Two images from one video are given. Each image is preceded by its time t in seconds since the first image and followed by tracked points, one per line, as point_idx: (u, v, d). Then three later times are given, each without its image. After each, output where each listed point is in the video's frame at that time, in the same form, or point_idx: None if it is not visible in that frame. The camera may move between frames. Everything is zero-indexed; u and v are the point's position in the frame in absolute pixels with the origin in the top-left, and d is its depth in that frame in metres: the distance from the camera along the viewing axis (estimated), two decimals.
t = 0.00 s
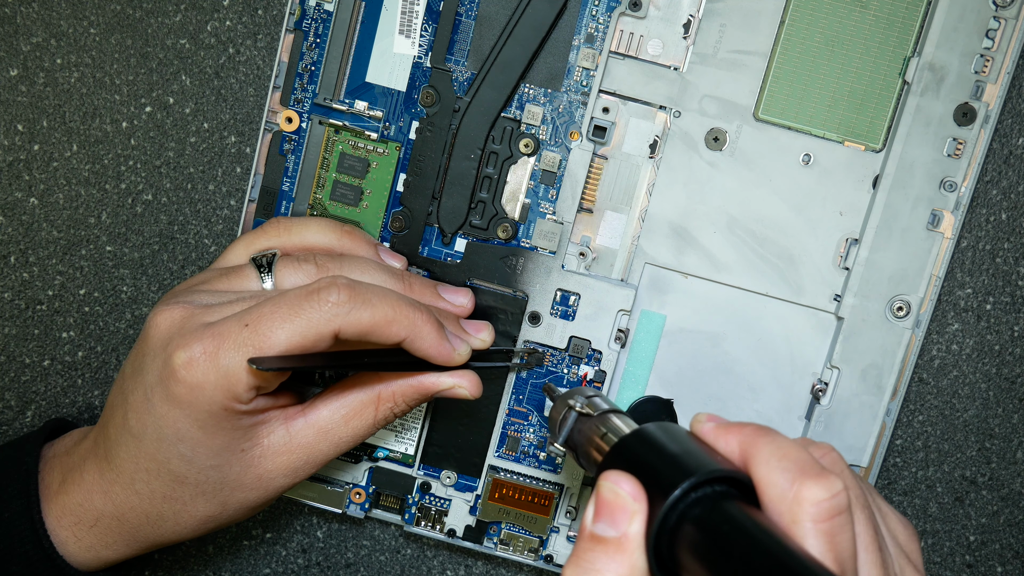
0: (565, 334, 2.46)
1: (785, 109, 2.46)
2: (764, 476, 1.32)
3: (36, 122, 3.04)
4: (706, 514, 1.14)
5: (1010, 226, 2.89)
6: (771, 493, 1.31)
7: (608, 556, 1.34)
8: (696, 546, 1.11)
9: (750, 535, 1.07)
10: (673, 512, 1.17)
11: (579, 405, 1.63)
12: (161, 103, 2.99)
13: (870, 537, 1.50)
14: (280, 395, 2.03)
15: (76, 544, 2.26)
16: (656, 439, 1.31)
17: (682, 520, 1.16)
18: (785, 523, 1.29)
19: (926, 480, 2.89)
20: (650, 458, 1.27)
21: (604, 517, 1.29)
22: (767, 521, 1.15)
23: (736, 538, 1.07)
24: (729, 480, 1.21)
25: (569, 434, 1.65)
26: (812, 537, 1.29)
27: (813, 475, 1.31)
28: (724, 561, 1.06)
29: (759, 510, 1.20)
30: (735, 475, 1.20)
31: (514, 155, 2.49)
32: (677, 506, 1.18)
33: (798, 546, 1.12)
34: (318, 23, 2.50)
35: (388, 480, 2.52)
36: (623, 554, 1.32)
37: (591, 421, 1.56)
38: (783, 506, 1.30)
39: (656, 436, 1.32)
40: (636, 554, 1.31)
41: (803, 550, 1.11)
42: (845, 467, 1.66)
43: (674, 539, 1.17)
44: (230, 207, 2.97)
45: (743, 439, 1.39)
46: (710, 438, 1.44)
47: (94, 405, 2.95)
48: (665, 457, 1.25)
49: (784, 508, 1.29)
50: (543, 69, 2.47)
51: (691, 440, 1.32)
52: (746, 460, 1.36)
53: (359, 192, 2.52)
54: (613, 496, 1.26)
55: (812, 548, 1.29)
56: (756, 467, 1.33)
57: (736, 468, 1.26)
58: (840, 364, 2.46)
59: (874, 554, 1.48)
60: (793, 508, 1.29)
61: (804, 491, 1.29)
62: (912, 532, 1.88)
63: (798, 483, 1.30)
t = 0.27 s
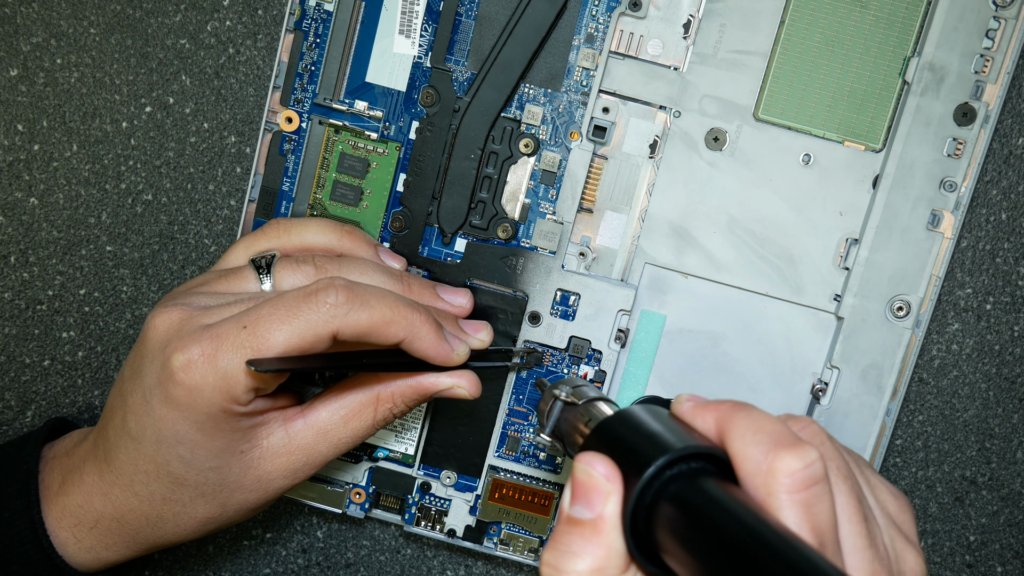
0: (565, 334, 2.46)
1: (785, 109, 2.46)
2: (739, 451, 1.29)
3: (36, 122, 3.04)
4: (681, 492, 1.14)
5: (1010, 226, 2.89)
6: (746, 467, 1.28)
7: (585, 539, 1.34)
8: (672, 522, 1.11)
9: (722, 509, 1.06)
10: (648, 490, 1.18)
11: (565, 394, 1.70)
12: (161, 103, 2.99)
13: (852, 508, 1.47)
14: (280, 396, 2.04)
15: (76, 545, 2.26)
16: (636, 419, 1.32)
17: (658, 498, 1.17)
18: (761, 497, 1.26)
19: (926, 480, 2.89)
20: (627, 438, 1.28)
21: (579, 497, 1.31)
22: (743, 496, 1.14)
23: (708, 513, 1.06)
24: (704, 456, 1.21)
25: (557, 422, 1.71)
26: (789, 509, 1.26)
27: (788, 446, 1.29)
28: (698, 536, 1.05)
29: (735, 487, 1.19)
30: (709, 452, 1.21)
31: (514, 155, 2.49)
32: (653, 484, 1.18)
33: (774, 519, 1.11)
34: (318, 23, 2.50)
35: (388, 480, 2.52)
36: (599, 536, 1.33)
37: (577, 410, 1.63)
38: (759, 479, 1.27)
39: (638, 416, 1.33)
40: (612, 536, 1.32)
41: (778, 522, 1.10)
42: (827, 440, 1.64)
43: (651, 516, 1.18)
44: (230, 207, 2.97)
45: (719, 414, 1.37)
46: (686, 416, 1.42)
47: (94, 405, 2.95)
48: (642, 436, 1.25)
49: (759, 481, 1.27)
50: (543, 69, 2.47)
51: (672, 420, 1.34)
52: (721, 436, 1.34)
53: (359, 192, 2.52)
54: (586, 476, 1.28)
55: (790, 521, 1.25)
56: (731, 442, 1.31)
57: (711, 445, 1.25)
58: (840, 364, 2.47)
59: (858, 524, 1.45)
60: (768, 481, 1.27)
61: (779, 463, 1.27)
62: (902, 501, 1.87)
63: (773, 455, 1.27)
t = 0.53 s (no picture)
0: (565, 334, 2.46)
1: (785, 109, 2.47)
2: (753, 440, 1.30)
3: (36, 122, 3.04)
4: (698, 481, 1.15)
5: (1010, 226, 2.89)
6: (762, 456, 1.29)
7: (605, 529, 1.34)
8: (689, 511, 1.12)
9: (739, 497, 1.07)
10: (666, 480, 1.19)
11: (579, 385, 1.74)
12: (161, 103, 2.99)
13: (868, 496, 1.48)
14: (279, 397, 2.04)
15: (77, 546, 2.26)
16: (651, 409, 1.35)
17: (675, 487, 1.18)
18: (778, 485, 1.27)
19: (926, 480, 2.89)
20: (643, 428, 1.30)
21: (598, 487, 1.31)
22: (759, 484, 1.15)
23: (724, 501, 1.07)
24: (719, 445, 1.23)
25: (570, 413, 1.75)
26: (806, 497, 1.27)
27: (803, 435, 1.29)
28: (715, 524, 1.06)
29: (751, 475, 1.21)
30: (725, 441, 1.22)
31: (514, 155, 2.49)
32: (670, 473, 1.20)
33: (791, 508, 1.11)
34: (318, 23, 2.51)
35: (388, 480, 2.52)
36: (619, 526, 1.33)
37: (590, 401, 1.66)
38: (774, 468, 1.28)
39: (651, 407, 1.34)
40: (633, 525, 1.32)
41: (795, 510, 1.10)
42: (841, 430, 1.65)
43: (669, 506, 1.19)
44: (230, 207, 2.97)
45: (733, 405, 1.39)
46: (703, 408, 1.44)
47: (94, 405, 2.95)
48: (657, 426, 1.28)
49: (775, 470, 1.28)
50: (543, 69, 2.47)
51: (687, 410, 1.36)
52: (736, 425, 1.35)
53: (359, 191, 2.52)
54: (606, 466, 1.29)
55: (806, 508, 1.26)
56: (746, 431, 1.32)
57: (727, 434, 1.27)
58: (840, 364, 2.47)
59: (873, 512, 1.46)
60: (784, 469, 1.27)
61: (794, 452, 1.27)
62: (913, 488, 1.87)
63: (788, 444, 1.28)
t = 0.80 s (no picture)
0: (565, 334, 2.46)
1: (785, 109, 2.47)
2: (766, 438, 1.32)
3: (36, 122, 3.04)
4: (713, 480, 1.15)
5: (1010, 226, 2.89)
6: (775, 453, 1.31)
7: (622, 532, 1.34)
8: (706, 511, 1.12)
9: (758, 495, 1.07)
10: (680, 481, 1.19)
11: (582, 388, 1.74)
12: (161, 103, 2.99)
13: (879, 490, 1.49)
14: (278, 398, 2.04)
15: (78, 547, 2.27)
16: (659, 410, 1.34)
17: (690, 487, 1.18)
18: (793, 482, 1.28)
19: (926, 480, 2.89)
20: (654, 429, 1.30)
21: (613, 491, 1.30)
22: (774, 481, 1.15)
23: (743, 499, 1.07)
24: (731, 445, 1.23)
25: (575, 415, 1.74)
26: (821, 493, 1.28)
27: (816, 431, 1.31)
28: (734, 523, 1.06)
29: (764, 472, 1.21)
30: (737, 439, 1.22)
31: (514, 155, 2.49)
32: (684, 474, 1.19)
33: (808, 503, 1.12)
34: (318, 23, 2.51)
35: (388, 480, 2.52)
36: (636, 528, 1.32)
37: (595, 403, 1.66)
38: (789, 466, 1.30)
39: (660, 407, 1.34)
40: (650, 526, 1.32)
41: (812, 506, 1.11)
42: (849, 425, 1.67)
43: (684, 506, 1.18)
44: (230, 207, 2.97)
45: (743, 403, 1.39)
46: (711, 406, 1.44)
47: (95, 405, 2.96)
48: (668, 427, 1.27)
49: (789, 467, 1.29)
50: (543, 69, 2.47)
51: (695, 410, 1.35)
52: (748, 424, 1.36)
53: (359, 192, 2.52)
54: (620, 470, 1.28)
55: (821, 504, 1.28)
56: (758, 429, 1.33)
57: (739, 432, 1.27)
58: (840, 364, 2.47)
59: (884, 505, 1.48)
60: (798, 466, 1.29)
61: (808, 448, 1.29)
62: (918, 482, 1.88)
63: (802, 441, 1.30)
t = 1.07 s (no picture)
0: (565, 334, 2.46)
1: (785, 109, 2.47)
2: (787, 447, 1.31)
3: (36, 122, 3.04)
4: (740, 492, 1.12)
5: (1010, 226, 2.89)
6: (798, 462, 1.30)
7: (648, 546, 1.34)
8: (737, 524, 1.08)
9: (790, 506, 1.05)
10: (705, 493, 1.15)
11: (585, 398, 1.70)
12: (161, 103, 2.99)
13: (894, 494, 1.50)
14: (277, 401, 2.04)
15: (79, 549, 2.26)
16: (671, 420, 1.31)
17: (715, 499, 1.14)
18: (817, 490, 1.28)
19: (926, 480, 2.89)
20: (669, 440, 1.27)
21: (639, 507, 1.28)
22: (799, 490, 1.13)
23: (778, 512, 1.04)
24: (752, 454, 1.20)
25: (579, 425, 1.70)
26: (844, 501, 1.29)
27: (836, 439, 1.31)
28: (771, 536, 1.03)
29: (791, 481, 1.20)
30: (758, 449, 1.20)
31: (514, 155, 2.49)
32: (708, 486, 1.16)
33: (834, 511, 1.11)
34: (318, 23, 2.51)
35: (388, 480, 2.52)
36: (663, 542, 1.32)
37: (600, 413, 1.61)
38: (813, 474, 1.29)
39: (672, 418, 1.32)
40: (676, 539, 1.31)
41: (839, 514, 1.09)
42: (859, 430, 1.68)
43: (708, 520, 1.15)
44: (230, 207, 2.97)
45: (759, 412, 1.38)
46: (726, 414, 1.43)
47: (95, 405, 2.95)
48: (684, 437, 1.25)
49: (813, 476, 1.29)
50: (543, 69, 2.47)
51: (708, 420, 1.32)
52: (766, 433, 1.35)
53: (358, 192, 2.52)
54: (644, 485, 1.25)
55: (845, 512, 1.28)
56: (778, 438, 1.32)
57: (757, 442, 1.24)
58: (840, 364, 2.47)
59: (900, 510, 1.48)
60: (821, 475, 1.29)
61: (830, 457, 1.29)
62: (922, 485, 1.87)
63: (823, 449, 1.29)
